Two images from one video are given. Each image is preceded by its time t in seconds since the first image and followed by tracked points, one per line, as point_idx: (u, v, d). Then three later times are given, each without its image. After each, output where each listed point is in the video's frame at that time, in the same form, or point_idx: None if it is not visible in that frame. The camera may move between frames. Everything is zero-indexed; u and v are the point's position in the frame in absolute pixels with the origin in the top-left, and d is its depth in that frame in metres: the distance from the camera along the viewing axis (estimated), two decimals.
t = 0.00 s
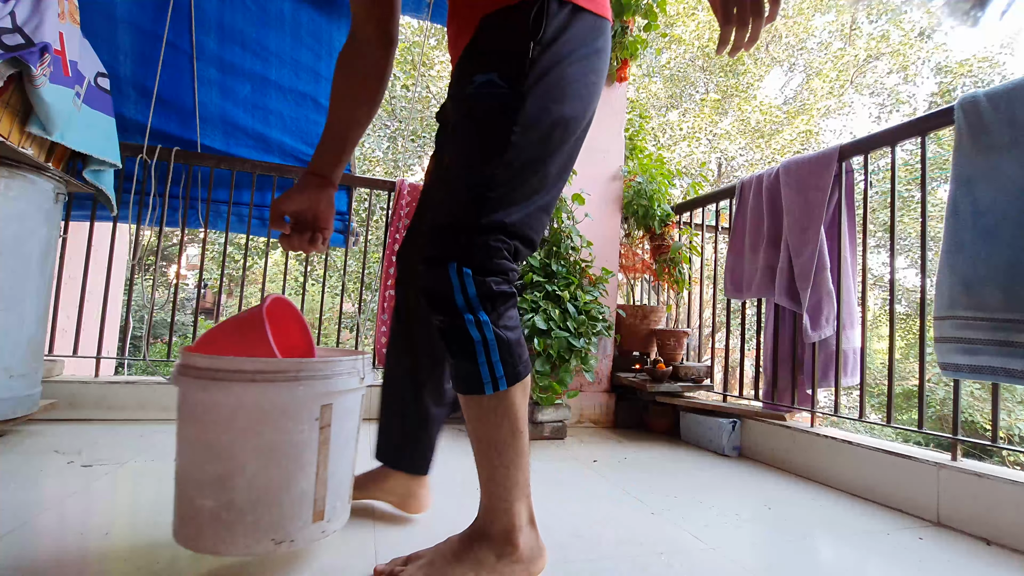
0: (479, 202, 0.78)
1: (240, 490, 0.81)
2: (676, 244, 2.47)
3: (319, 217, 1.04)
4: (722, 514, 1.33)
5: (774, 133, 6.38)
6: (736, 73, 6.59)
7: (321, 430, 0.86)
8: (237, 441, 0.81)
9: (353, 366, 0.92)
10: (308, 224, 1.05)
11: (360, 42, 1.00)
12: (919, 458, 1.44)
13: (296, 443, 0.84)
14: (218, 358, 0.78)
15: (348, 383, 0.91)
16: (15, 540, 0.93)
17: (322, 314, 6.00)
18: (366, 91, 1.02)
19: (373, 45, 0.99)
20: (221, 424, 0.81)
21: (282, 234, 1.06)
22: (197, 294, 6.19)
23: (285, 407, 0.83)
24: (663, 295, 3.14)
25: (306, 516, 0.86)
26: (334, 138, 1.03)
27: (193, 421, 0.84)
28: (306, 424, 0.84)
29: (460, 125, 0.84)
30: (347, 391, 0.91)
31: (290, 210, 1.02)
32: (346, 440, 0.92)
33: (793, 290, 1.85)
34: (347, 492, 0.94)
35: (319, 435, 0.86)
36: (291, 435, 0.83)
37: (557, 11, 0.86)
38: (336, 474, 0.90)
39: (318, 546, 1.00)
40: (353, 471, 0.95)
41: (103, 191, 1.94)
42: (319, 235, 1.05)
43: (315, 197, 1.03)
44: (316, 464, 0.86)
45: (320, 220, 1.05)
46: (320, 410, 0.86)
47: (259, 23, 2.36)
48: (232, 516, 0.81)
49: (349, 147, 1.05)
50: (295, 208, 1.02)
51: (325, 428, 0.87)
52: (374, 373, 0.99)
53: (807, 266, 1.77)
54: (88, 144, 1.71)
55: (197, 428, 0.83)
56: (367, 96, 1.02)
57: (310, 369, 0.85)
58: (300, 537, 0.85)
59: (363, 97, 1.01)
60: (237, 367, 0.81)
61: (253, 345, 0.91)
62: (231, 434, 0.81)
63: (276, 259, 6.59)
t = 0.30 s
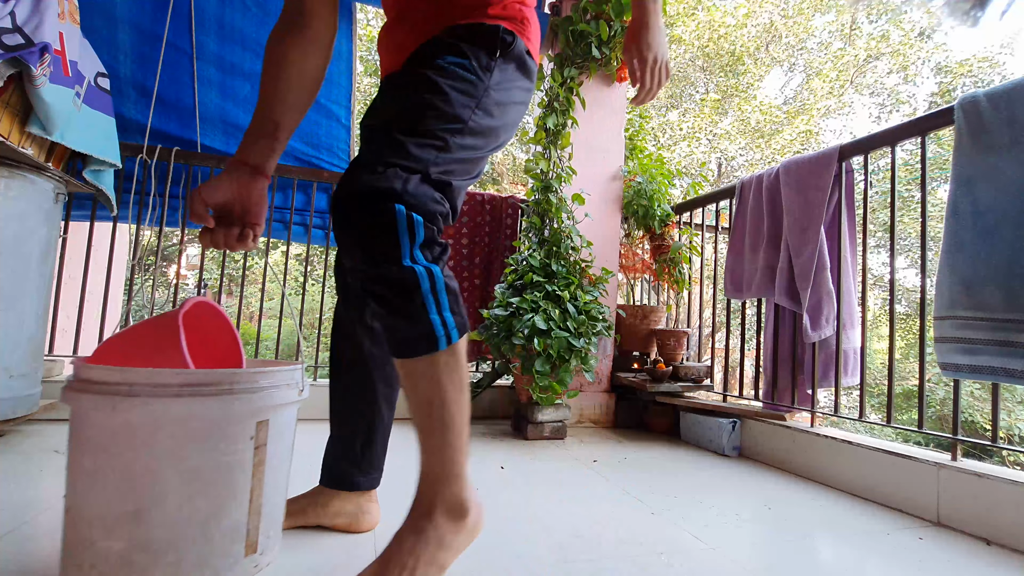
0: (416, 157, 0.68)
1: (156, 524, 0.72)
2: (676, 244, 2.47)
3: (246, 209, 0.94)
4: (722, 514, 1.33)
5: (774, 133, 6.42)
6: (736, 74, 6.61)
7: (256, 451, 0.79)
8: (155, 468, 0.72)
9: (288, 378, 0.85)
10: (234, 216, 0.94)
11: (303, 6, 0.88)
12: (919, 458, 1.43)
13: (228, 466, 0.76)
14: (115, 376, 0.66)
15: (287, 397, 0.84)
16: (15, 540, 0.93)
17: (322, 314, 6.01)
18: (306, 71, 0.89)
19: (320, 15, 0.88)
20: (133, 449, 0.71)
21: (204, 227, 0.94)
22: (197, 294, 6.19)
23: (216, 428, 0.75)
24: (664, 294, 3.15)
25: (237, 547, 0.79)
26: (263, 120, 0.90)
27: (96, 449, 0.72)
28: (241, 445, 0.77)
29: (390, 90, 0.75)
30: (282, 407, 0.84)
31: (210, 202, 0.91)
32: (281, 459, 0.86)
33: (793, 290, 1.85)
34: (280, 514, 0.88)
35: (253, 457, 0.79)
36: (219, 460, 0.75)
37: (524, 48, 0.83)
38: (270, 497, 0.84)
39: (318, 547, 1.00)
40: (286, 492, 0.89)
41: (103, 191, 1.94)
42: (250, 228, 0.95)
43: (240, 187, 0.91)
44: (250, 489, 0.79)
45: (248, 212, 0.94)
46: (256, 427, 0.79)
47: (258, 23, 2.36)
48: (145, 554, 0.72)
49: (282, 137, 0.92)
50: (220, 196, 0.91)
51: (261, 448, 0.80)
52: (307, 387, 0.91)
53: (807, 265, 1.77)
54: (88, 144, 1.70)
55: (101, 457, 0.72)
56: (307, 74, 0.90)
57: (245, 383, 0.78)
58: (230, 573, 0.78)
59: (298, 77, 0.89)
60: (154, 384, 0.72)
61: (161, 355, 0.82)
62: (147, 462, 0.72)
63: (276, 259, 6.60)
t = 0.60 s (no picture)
0: (426, 197, 0.71)
1: None
2: (676, 244, 2.47)
3: (193, 216, 0.74)
4: (722, 514, 1.33)
5: (774, 132, 6.46)
6: (735, 74, 6.62)
7: (199, 485, 0.63)
8: (76, 511, 0.54)
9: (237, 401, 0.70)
10: (179, 222, 0.74)
11: None
12: (919, 458, 1.43)
13: (165, 504, 0.59)
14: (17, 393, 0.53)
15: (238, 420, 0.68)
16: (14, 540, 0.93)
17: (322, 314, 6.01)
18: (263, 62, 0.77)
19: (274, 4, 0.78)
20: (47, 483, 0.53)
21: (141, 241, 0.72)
22: (197, 294, 6.19)
23: (148, 457, 0.57)
24: (664, 294, 3.15)
25: None
26: (208, 114, 0.75)
27: None
28: (181, 478, 0.60)
29: (386, 101, 0.73)
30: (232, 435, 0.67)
31: (151, 205, 0.70)
32: (226, 497, 0.68)
33: (793, 290, 1.85)
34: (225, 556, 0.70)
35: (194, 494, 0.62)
36: (154, 498, 0.58)
37: (508, 28, 0.79)
38: (215, 541, 0.66)
39: (319, 548, 1.00)
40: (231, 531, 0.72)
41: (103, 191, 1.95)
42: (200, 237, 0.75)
43: (185, 189, 0.72)
44: (192, 531, 0.62)
45: (195, 218, 0.74)
46: (200, 458, 0.62)
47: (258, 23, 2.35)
48: None
49: (232, 133, 0.76)
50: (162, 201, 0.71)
51: (204, 482, 0.63)
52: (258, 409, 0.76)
53: (808, 265, 1.77)
54: (88, 144, 1.70)
55: None
56: (262, 71, 0.77)
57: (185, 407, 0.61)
58: None
59: (252, 68, 0.76)
60: (79, 408, 0.55)
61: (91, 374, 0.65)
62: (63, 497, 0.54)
63: (277, 259, 6.60)
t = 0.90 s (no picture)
0: (425, 192, 0.70)
1: None
2: (676, 244, 2.47)
3: (160, 219, 0.73)
4: (723, 514, 1.33)
5: (774, 132, 6.46)
6: (735, 74, 6.62)
7: (171, 507, 0.66)
8: (43, 541, 0.57)
9: (213, 414, 0.72)
10: (146, 227, 0.73)
11: None
12: (919, 458, 1.43)
13: (136, 530, 0.62)
14: None
15: (211, 438, 0.70)
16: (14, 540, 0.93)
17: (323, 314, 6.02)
18: (226, 55, 0.75)
19: None
20: (24, 515, 0.56)
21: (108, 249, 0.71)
22: (197, 294, 6.19)
23: (117, 483, 0.60)
24: (664, 294, 3.15)
25: None
26: (175, 111, 0.74)
27: None
28: (152, 502, 0.63)
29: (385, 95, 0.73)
30: (206, 450, 0.70)
31: (113, 210, 0.70)
32: (207, 512, 0.71)
33: (793, 290, 1.85)
34: (212, 568, 0.74)
35: (167, 514, 0.65)
36: (124, 522, 0.61)
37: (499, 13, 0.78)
38: (196, 559, 0.70)
39: (320, 548, 1.00)
40: (216, 544, 0.75)
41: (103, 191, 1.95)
42: (170, 240, 0.73)
43: (148, 191, 0.72)
44: (168, 553, 0.65)
45: (162, 221, 0.73)
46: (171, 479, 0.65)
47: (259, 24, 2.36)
48: None
49: (200, 130, 0.76)
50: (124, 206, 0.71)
51: (178, 502, 0.66)
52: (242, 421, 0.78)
53: (807, 266, 1.77)
54: (87, 144, 1.70)
55: None
56: (227, 65, 0.75)
57: (151, 426, 0.63)
58: None
59: (216, 64, 0.74)
60: (32, 434, 0.56)
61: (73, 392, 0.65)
62: (35, 529, 0.57)
63: (276, 259, 6.61)
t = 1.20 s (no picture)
0: (425, 193, 0.70)
1: None
2: (676, 244, 2.47)
3: (168, 227, 0.74)
4: (723, 514, 1.33)
5: (774, 132, 6.44)
6: (735, 73, 6.62)
7: (176, 511, 0.68)
8: (45, 542, 0.59)
9: (222, 420, 0.74)
10: (151, 236, 0.74)
11: None
12: (919, 458, 1.43)
13: (139, 533, 0.64)
14: (3, 426, 0.56)
15: (216, 444, 0.72)
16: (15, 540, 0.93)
17: (322, 313, 6.01)
18: (221, 57, 0.74)
19: None
20: (28, 515, 0.59)
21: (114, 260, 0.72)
22: (197, 294, 6.18)
23: (121, 488, 0.62)
24: (664, 294, 3.15)
25: None
26: (174, 114, 0.74)
27: None
28: (157, 504, 0.65)
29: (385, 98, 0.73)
30: (214, 455, 0.72)
31: (122, 220, 0.70)
32: (212, 516, 0.73)
33: (793, 290, 1.85)
34: (213, 571, 0.75)
35: (173, 518, 0.67)
36: (130, 524, 0.63)
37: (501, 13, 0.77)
38: (199, 563, 0.71)
39: (320, 548, 1.00)
40: (219, 549, 0.77)
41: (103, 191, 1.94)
42: (178, 253, 0.75)
43: (159, 200, 0.72)
44: (170, 557, 0.67)
45: (170, 230, 0.74)
46: (176, 483, 0.67)
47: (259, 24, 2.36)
48: None
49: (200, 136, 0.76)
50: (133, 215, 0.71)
51: (183, 506, 0.68)
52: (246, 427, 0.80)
53: (807, 265, 1.77)
54: (87, 144, 1.70)
55: None
56: (222, 66, 0.75)
57: (157, 432, 0.64)
58: None
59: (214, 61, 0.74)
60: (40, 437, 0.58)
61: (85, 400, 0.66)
62: (41, 529, 0.59)
63: (277, 259, 6.61)
